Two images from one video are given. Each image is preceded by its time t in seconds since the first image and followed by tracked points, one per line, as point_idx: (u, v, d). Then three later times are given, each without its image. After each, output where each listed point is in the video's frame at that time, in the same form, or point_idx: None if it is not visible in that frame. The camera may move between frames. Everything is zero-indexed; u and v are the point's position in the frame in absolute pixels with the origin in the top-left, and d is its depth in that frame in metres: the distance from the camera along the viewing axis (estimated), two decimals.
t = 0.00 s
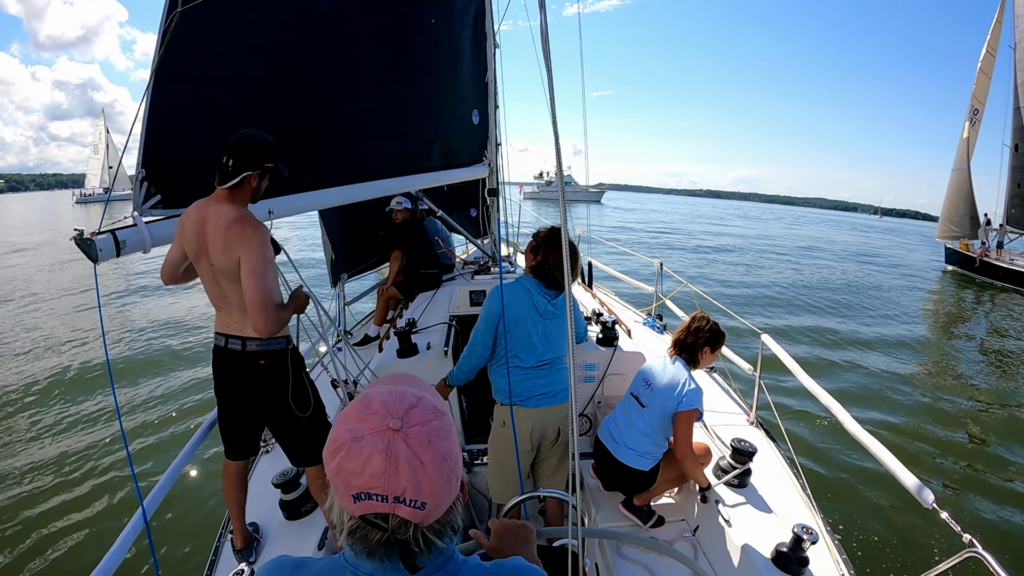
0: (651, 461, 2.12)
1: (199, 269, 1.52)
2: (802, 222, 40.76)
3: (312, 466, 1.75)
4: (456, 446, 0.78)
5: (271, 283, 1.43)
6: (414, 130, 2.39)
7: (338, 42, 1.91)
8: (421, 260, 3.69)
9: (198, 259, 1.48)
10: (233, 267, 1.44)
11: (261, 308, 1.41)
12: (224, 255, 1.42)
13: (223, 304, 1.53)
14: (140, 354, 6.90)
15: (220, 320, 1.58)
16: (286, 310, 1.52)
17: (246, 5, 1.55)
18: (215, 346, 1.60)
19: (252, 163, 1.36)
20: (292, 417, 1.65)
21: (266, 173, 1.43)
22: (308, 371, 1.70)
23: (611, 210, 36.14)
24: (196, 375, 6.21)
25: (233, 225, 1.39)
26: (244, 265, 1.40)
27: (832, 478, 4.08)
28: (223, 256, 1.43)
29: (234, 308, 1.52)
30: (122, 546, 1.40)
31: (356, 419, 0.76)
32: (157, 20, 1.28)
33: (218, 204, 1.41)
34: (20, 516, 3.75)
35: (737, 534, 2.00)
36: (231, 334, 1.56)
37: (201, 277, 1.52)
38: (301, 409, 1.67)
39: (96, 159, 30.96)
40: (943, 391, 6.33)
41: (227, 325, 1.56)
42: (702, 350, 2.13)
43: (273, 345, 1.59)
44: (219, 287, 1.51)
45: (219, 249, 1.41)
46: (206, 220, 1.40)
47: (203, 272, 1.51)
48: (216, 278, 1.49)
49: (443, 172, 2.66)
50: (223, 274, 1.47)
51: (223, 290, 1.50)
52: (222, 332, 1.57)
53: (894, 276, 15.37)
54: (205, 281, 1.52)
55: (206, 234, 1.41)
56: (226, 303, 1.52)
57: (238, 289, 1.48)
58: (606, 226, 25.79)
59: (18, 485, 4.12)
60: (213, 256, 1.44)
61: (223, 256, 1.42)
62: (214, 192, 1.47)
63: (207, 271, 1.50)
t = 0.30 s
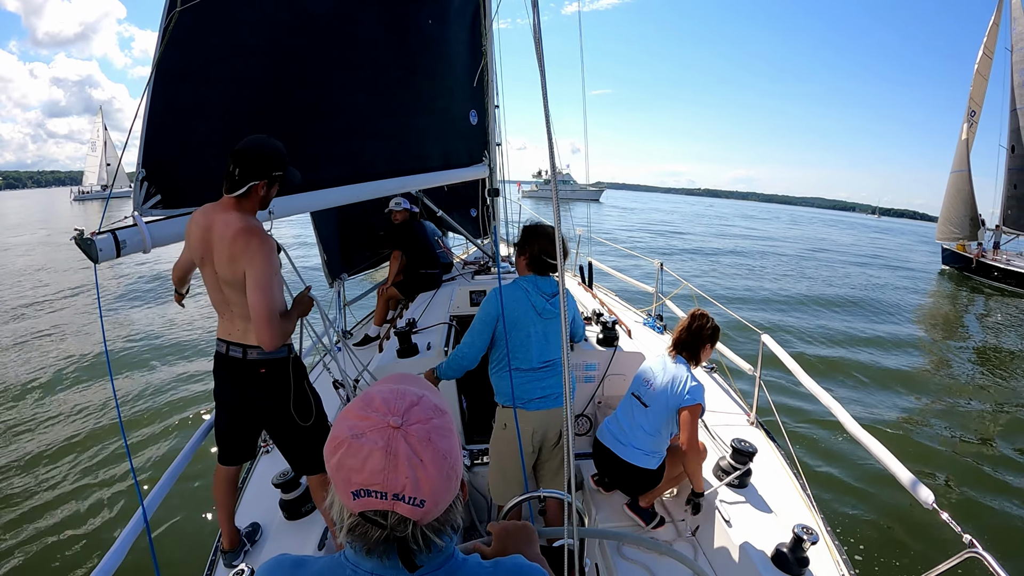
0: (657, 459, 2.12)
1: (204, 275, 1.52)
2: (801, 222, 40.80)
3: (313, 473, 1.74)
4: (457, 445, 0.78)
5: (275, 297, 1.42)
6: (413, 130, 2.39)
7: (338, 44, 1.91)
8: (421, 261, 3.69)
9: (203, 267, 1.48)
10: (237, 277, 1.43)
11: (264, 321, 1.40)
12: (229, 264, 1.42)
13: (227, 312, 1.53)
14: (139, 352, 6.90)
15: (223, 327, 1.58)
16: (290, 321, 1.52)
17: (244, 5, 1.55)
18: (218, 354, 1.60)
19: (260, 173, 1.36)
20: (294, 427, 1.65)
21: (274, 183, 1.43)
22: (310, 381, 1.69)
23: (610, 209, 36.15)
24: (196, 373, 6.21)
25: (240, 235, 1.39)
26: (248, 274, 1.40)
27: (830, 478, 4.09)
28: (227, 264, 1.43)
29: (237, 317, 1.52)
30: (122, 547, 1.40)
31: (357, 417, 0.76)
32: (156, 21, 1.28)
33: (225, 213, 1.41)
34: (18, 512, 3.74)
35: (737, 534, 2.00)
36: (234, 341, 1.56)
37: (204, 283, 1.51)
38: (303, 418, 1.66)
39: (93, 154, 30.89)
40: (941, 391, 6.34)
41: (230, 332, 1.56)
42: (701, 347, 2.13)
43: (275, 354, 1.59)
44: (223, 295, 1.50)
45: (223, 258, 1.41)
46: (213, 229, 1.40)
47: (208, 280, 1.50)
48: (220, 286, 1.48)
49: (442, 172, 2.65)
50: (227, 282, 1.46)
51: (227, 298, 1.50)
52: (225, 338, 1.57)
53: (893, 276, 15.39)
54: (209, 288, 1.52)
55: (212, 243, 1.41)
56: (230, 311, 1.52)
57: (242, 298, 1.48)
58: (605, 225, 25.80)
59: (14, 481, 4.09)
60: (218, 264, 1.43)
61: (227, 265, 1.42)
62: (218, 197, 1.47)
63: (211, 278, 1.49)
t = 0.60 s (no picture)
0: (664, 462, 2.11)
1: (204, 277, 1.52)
2: (801, 222, 40.81)
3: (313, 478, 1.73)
4: (457, 442, 0.78)
5: (278, 296, 1.43)
6: (412, 129, 2.37)
7: (336, 44, 1.90)
8: (422, 261, 3.69)
9: (203, 268, 1.47)
10: (239, 277, 1.43)
11: (268, 322, 1.40)
12: (230, 265, 1.42)
13: (228, 314, 1.53)
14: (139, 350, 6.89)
15: (223, 330, 1.57)
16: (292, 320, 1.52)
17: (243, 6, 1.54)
18: (215, 356, 1.60)
19: (261, 171, 1.36)
20: (292, 433, 1.66)
21: (275, 182, 1.43)
22: (309, 386, 1.70)
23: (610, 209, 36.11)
24: (196, 371, 6.20)
25: (242, 234, 1.39)
26: (250, 275, 1.40)
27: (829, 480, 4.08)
28: (228, 264, 1.43)
29: (238, 319, 1.52)
30: (121, 548, 1.39)
31: (357, 415, 0.77)
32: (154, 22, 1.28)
33: (226, 213, 1.41)
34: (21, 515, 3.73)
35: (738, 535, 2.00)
36: (234, 344, 1.56)
37: (204, 286, 1.52)
38: (302, 425, 1.67)
39: (91, 151, 30.85)
40: (940, 391, 6.34)
41: (231, 335, 1.55)
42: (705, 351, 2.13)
43: (273, 359, 1.59)
44: (224, 296, 1.50)
45: (226, 258, 1.42)
46: (216, 229, 1.41)
47: (208, 282, 1.50)
48: (221, 287, 1.48)
49: (443, 172, 2.65)
50: (228, 284, 1.46)
51: (228, 301, 1.50)
52: (225, 341, 1.57)
53: (892, 276, 15.39)
54: (209, 290, 1.52)
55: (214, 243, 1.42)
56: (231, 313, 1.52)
57: (244, 299, 1.48)
58: (605, 225, 25.77)
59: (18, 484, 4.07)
60: (220, 265, 1.44)
61: (230, 265, 1.42)
62: (219, 198, 1.47)
63: (212, 281, 1.49)
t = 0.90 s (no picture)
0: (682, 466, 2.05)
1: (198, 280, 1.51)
2: (800, 220, 40.82)
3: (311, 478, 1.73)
4: (452, 441, 0.78)
5: (280, 297, 1.43)
6: (411, 129, 2.36)
7: (335, 44, 1.90)
8: (422, 262, 3.68)
9: (198, 271, 1.47)
10: (237, 279, 1.43)
11: (266, 323, 1.41)
12: (228, 268, 1.42)
13: (224, 317, 1.52)
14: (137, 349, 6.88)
15: (219, 333, 1.57)
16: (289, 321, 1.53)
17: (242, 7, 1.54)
18: (211, 357, 1.60)
19: (255, 170, 1.35)
20: (290, 434, 1.66)
21: (269, 181, 1.43)
22: (307, 387, 1.70)
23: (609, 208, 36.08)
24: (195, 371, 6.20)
25: (239, 236, 1.39)
26: (249, 277, 1.40)
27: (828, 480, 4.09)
28: (225, 267, 1.42)
29: (235, 321, 1.51)
30: (121, 549, 1.39)
31: (352, 414, 0.76)
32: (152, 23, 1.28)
33: (223, 215, 1.41)
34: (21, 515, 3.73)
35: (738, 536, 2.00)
36: (230, 346, 1.56)
37: (200, 290, 1.51)
38: (300, 426, 1.67)
39: (89, 150, 30.77)
40: (939, 390, 6.34)
41: (226, 337, 1.55)
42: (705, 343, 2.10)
43: (270, 361, 1.58)
44: (219, 298, 1.50)
45: (222, 260, 1.41)
46: (212, 231, 1.40)
47: (203, 284, 1.50)
48: (217, 289, 1.48)
49: (444, 172, 2.64)
50: (224, 286, 1.46)
51: (225, 303, 1.50)
52: (221, 344, 1.57)
53: (891, 275, 15.40)
54: (204, 293, 1.51)
55: (211, 245, 1.41)
56: (226, 316, 1.51)
57: (242, 302, 1.48)
58: (604, 224, 25.76)
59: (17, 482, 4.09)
60: (216, 267, 1.43)
61: (227, 267, 1.42)
62: (217, 198, 1.47)
63: (208, 285, 1.49)
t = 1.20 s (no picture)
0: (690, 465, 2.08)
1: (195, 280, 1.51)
2: (799, 220, 40.83)
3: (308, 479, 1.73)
4: (447, 431, 0.79)
5: (271, 298, 1.43)
6: (409, 129, 2.36)
7: (332, 44, 1.90)
8: (422, 261, 3.68)
9: (194, 271, 1.47)
10: (232, 279, 1.43)
11: (260, 324, 1.40)
12: (222, 268, 1.41)
13: (220, 317, 1.53)
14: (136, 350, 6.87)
15: (216, 332, 1.57)
16: (282, 322, 1.52)
17: (240, 8, 1.55)
18: (208, 356, 1.60)
19: (252, 169, 1.36)
20: (285, 435, 1.65)
21: (265, 180, 1.43)
22: (302, 388, 1.69)
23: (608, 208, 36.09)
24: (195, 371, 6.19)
25: (234, 236, 1.38)
26: (243, 278, 1.40)
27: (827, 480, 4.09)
28: (219, 267, 1.42)
29: (230, 321, 1.51)
30: (120, 551, 1.39)
31: (349, 410, 0.76)
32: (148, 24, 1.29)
33: (217, 216, 1.40)
34: (22, 517, 3.72)
35: (737, 535, 1.99)
36: (226, 345, 1.56)
37: (197, 289, 1.51)
38: (294, 427, 1.66)
39: (89, 151, 30.79)
40: (938, 390, 6.34)
41: (222, 336, 1.55)
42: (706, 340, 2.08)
43: (265, 362, 1.58)
44: (215, 298, 1.50)
45: (215, 261, 1.41)
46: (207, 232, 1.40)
47: (200, 284, 1.50)
48: (213, 288, 1.48)
49: (442, 172, 2.64)
50: (220, 287, 1.46)
51: (220, 303, 1.50)
52: (218, 342, 1.57)
53: (889, 274, 15.41)
54: (201, 293, 1.51)
55: (204, 246, 1.41)
56: (222, 316, 1.52)
57: (236, 302, 1.48)
58: (603, 224, 25.77)
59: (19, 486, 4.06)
60: (210, 267, 1.43)
61: (220, 268, 1.41)
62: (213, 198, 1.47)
63: (204, 284, 1.49)
